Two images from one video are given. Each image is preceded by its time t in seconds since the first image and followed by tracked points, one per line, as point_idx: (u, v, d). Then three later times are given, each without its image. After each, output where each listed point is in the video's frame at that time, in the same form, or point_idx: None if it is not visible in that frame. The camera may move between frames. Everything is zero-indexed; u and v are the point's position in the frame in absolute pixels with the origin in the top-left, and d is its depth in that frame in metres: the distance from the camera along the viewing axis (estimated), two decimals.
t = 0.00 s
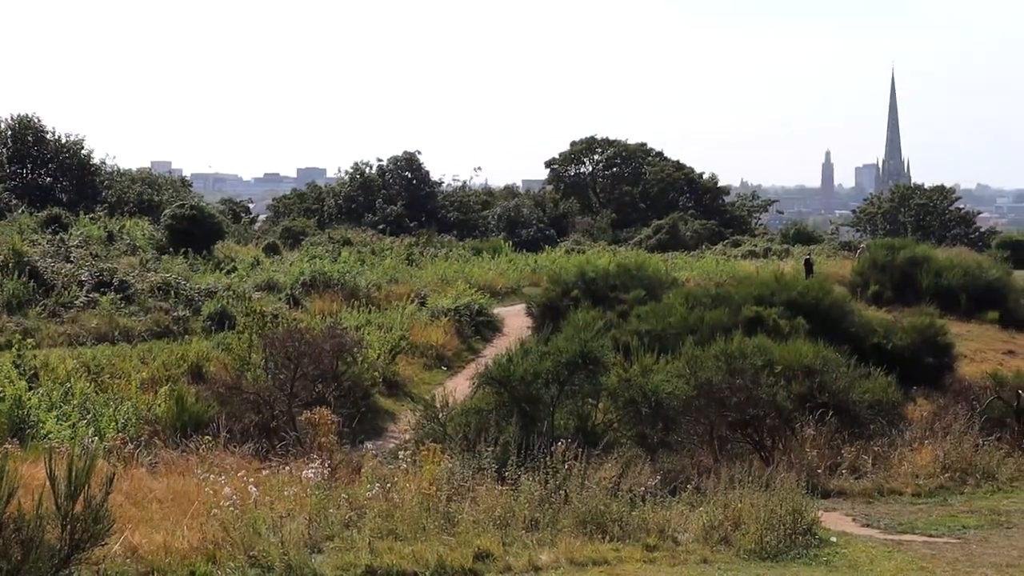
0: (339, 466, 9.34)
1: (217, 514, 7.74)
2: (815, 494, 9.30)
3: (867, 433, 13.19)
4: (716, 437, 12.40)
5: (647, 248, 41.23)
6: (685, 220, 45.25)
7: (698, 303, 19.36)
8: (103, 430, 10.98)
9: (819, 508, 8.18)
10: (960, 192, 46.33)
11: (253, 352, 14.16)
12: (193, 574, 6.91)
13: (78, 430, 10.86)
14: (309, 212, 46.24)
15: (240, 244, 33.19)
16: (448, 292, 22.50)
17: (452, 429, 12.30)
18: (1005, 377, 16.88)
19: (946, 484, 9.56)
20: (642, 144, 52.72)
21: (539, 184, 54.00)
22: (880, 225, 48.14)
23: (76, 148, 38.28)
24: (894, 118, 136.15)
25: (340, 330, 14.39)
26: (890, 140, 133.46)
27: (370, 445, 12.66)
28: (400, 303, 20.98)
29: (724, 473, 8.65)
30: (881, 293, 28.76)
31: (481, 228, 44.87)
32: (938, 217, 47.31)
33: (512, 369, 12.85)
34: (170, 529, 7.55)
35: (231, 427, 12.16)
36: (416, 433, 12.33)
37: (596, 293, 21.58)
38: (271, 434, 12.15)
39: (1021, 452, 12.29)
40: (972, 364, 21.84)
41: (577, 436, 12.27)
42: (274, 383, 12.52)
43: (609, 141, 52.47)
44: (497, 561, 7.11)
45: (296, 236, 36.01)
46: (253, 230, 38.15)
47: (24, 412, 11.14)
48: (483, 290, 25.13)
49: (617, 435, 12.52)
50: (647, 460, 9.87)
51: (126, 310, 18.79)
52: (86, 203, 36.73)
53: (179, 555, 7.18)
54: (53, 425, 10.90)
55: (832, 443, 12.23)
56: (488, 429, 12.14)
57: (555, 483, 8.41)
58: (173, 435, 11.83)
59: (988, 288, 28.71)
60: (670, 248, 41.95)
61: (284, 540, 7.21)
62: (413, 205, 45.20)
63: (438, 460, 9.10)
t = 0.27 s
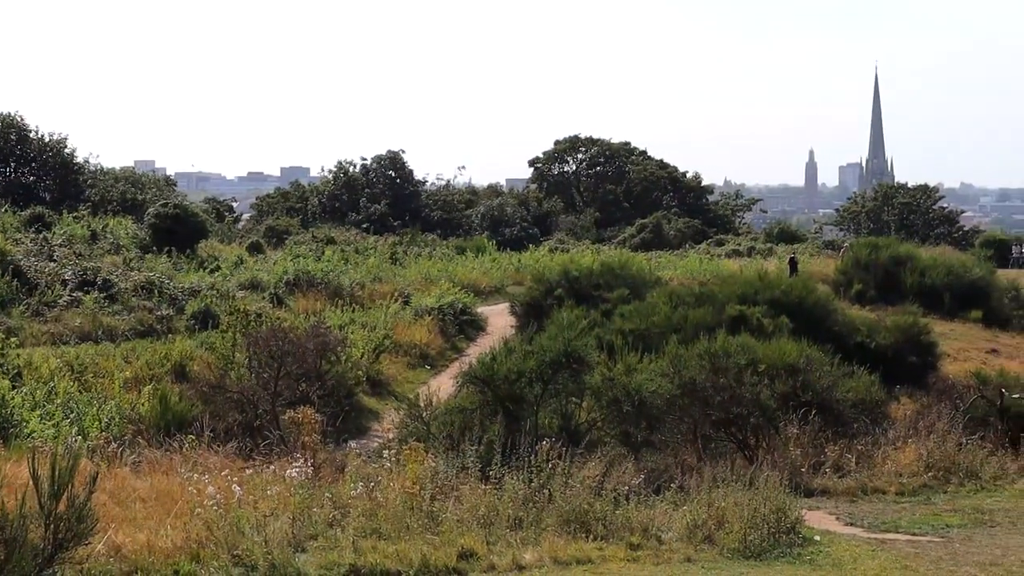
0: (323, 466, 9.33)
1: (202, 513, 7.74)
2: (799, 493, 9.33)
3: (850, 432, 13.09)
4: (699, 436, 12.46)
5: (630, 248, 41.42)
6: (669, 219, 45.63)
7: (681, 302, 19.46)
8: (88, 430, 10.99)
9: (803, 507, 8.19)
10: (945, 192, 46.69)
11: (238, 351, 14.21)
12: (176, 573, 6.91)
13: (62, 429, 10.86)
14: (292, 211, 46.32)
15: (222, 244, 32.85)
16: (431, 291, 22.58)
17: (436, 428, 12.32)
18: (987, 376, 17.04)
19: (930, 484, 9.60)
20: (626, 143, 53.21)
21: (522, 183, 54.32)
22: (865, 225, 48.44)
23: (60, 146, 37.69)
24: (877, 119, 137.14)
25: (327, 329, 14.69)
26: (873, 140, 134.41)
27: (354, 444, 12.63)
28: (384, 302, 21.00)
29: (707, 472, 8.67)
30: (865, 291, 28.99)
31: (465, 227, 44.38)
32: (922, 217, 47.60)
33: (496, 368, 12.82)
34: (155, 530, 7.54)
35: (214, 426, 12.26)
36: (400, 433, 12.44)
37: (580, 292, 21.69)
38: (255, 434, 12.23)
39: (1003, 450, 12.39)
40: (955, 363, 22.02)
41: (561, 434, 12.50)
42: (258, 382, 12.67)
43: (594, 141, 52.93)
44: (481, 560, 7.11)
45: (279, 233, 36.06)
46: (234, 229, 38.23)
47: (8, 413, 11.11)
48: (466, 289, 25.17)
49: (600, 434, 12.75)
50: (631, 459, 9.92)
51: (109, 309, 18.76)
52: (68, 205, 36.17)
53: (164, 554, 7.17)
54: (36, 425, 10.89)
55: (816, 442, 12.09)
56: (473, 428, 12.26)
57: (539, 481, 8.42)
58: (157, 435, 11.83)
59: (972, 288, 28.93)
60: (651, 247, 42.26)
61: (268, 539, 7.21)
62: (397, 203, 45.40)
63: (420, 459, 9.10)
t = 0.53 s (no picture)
0: (309, 466, 9.31)
1: (189, 512, 7.73)
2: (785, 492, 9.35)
3: (836, 430, 13.47)
4: (685, 435, 12.62)
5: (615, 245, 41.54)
6: (655, 219, 46.08)
7: (667, 302, 19.53)
8: (74, 429, 11.00)
9: (790, 506, 8.21)
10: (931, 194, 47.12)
11: (224, 351, 14.20)
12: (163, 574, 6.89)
13: (48, 428, 10.87)
14: (278, 211, 46.51)
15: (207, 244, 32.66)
16: (418, 290, 22.65)
17: (424, 428, 12.32)
18: (972, 375, 17.17)
19: (916, 483, 9.67)
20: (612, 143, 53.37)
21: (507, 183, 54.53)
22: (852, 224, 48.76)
23: (46, 145, 37.51)
24: (863, 122, 138.20)
25: (313, 328, 14.80)
26: (860, 141, 135.28)
27: (340, 444, 12.67)
28: (370, 302, 20.98)
29: (694, 471, 8.68)
30: (851, 291, 29.20)
31: (452, 225, 45.14)
32: (907, 217, 48.18)
33: (482, 368, 12.72)
34: (143, 529, 7.53)
35: (201, 425, 12.23)
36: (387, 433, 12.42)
37: (567, 292, 21.63)
38: (242, 434, 12.23)
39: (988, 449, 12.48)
40: (942, 362, 22.18)
41: (548, 434, 12.45)
42: (245, 381, 12.62)
43: (580, 140, 52.98)
44: (467, 560, 7.11)
45: (265, 234, 35.81)
46: (219, 228, 38.18)
47: None
48: (452, 288, 25.20)
49: (588, 433, 12.75)
50: (618, 458, 9.97)
51: (96, 309, 18.74)
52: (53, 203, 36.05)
53: (150, 554, 7.16)
54: (22, 424, 10.89)
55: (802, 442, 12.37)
56: (461, 427, 12.20)
57: (525, 481, 8.42)
58: (143, 435, 11.83)
59: (956, 288, 29.07)
60: (638, 247, 42.49)
61: (254, 539, 7.21)
62: (384, 202, 45.10)
63: (407, 458, 9.11)
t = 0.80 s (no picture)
0: (298, 468, 9.31)
1: (179, 513, 7.72)
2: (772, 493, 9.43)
3: (826, 431, 13.58)
4: (674, 436, 12.70)
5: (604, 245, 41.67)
6: (645, 218, 46.28)
7: (656, 302, 19.68)
8: (63, 430, 11.03)
9: (779, 507, 8.22)
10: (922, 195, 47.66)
11: (213, 351, 14.27)
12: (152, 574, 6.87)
13: (37, 429, 10.91)
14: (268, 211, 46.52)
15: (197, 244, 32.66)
16: (408, 290, 22.75)
17: (413, 428, 12.35)
18: (961, 375, 17.36)
19: (907, 484, 9.77)
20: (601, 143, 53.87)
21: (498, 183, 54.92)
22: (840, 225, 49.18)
23: (36, 145, 37.36)
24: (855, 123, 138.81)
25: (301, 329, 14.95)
26: (851, 142, 136.35)
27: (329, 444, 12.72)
28: (359, 302, 21.00)
29: (683, 472, 8.70)
30: (841, 292, 29.34)
31: (441, 225, 45.20)
32: (896, 217, 48.51)
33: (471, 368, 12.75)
34: (133, 530, 7.51)
35: (190, 426, 12.27)
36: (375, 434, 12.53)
37: (556, 292, 21.69)
38: (232, 433, 12.21)
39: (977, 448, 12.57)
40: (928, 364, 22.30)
41: (537, 435, 12.51)
42: (234, 381, 12.65)
43: (569, 141, 53.44)
44: (456, 560, 7.11)
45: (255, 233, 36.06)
46: (208, 227, 38.40)
47: None
48: (442, 288, 25.21)
49: (577, 434, 12.80)
50: (607, 460, 10.01)
51: (86, 309, 18.74)
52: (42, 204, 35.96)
53: (140, 554, 7.15)
54: (12, 424, 10.92)
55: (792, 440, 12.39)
56: (450, 427, 12.25)
57: (515, 481, 8.44)
58: (132, 435, 11.80)
59: (946, 288, 29.29)
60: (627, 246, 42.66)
61: (244, 540, 7.20)
62: (373, 203, 45.61)
63: (395, 459, 9.13)
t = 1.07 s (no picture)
0: (283, 470, 9.32)
1: (165, 514, 7.72)
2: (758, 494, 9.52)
3: (811, 431, 13.73)
4: (660, 436, 12.85)
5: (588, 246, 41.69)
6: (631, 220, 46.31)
7: (641, 303, 20.02)
8: (48, 430, 11.08)
9: (765, 509, 8.25)
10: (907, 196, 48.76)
11: (197, 352, 14.32)
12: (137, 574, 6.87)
13: (22, 429, 10.98)
14: (254, 211, 46.49)
15: (183, 244, 32.68)
16: (394, 291, 22.88)
17: (398, 429, 12.41)
18: (945, 376, 17.65)
19: (891, 485, 9.87)
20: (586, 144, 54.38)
21: (483, 183, 55.16)
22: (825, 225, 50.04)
23: (20, 146, 37.18)
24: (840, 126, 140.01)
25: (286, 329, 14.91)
26: (837, 144, 138.07)
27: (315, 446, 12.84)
28: (345, 303, 21.10)
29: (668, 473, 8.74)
30: (825, 293, 29.62)
31: (427, 227, 45.61)
32: (882, 217, 49.59)
33: (457, 368, 12.96)
34: (118, 531, 7.50)
35: (176, 427, 12.25)
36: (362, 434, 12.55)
37: (542, 294, 21.76)
38: (217, 434, 12.20)
39: (961, 449, 12.70)
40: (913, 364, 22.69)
41: (524, 436, 12.60)
42: (219, 383, 12.66)
43: (554, 142, 53.93)
44: (442, 561, 7.12)
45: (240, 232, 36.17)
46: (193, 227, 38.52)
47: None
48: (427, 289, 25.27)
49: (563, 435, 12.87)
50: (592, 460, 10.07)
51: (71, 310, 18.73)
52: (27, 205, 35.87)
53: (125, 556, 7.14)
54: None
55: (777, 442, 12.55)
56: (437, 428, 12.29)
57: (500, 482, 8.45)
58: (118, 436, 11.96)
59: (932, 288, 29.66)
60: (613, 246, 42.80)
61: (229, 540, 7.20)
62: (358, 204, 45.75)
63: (380, 460, 9.15)
